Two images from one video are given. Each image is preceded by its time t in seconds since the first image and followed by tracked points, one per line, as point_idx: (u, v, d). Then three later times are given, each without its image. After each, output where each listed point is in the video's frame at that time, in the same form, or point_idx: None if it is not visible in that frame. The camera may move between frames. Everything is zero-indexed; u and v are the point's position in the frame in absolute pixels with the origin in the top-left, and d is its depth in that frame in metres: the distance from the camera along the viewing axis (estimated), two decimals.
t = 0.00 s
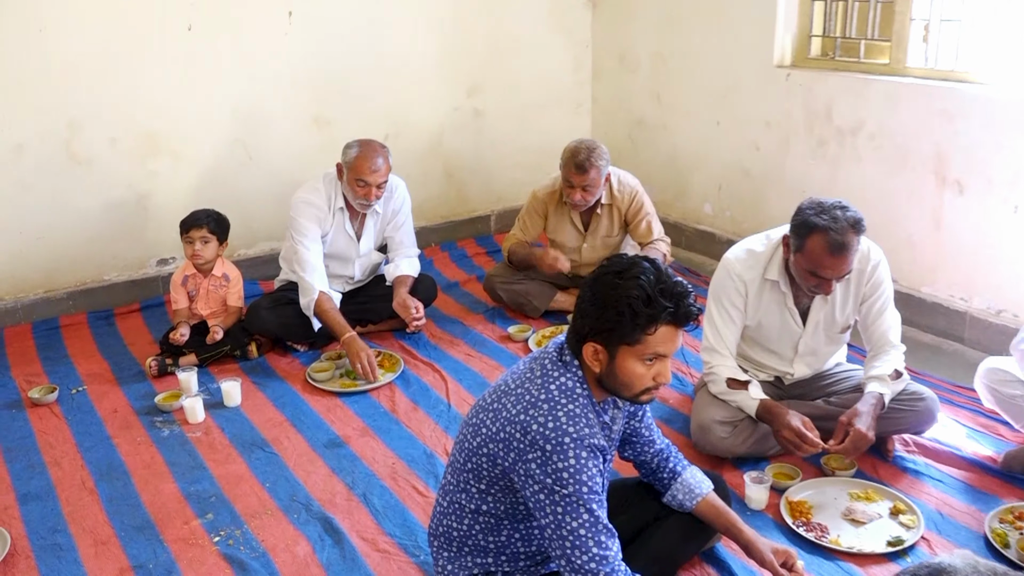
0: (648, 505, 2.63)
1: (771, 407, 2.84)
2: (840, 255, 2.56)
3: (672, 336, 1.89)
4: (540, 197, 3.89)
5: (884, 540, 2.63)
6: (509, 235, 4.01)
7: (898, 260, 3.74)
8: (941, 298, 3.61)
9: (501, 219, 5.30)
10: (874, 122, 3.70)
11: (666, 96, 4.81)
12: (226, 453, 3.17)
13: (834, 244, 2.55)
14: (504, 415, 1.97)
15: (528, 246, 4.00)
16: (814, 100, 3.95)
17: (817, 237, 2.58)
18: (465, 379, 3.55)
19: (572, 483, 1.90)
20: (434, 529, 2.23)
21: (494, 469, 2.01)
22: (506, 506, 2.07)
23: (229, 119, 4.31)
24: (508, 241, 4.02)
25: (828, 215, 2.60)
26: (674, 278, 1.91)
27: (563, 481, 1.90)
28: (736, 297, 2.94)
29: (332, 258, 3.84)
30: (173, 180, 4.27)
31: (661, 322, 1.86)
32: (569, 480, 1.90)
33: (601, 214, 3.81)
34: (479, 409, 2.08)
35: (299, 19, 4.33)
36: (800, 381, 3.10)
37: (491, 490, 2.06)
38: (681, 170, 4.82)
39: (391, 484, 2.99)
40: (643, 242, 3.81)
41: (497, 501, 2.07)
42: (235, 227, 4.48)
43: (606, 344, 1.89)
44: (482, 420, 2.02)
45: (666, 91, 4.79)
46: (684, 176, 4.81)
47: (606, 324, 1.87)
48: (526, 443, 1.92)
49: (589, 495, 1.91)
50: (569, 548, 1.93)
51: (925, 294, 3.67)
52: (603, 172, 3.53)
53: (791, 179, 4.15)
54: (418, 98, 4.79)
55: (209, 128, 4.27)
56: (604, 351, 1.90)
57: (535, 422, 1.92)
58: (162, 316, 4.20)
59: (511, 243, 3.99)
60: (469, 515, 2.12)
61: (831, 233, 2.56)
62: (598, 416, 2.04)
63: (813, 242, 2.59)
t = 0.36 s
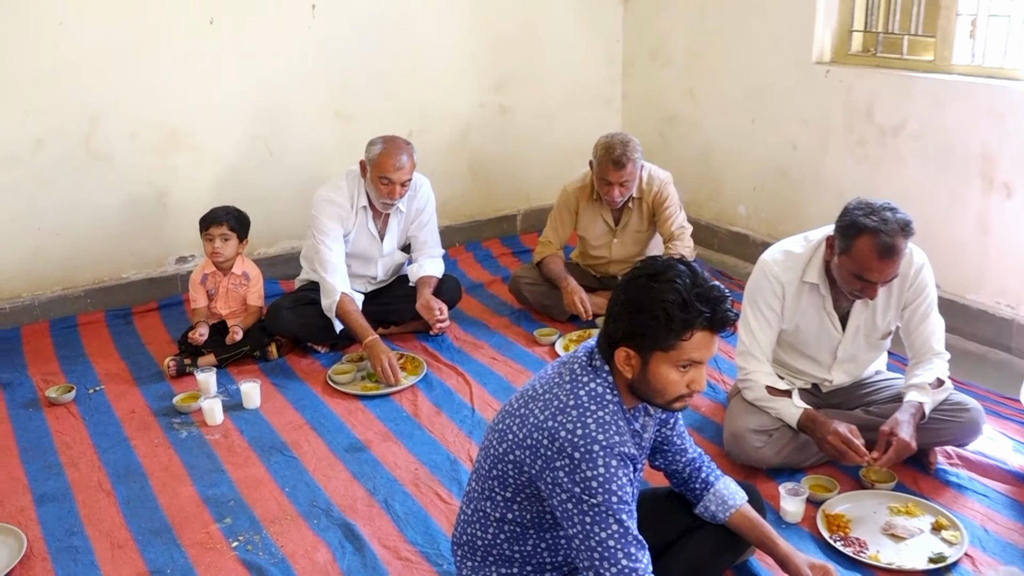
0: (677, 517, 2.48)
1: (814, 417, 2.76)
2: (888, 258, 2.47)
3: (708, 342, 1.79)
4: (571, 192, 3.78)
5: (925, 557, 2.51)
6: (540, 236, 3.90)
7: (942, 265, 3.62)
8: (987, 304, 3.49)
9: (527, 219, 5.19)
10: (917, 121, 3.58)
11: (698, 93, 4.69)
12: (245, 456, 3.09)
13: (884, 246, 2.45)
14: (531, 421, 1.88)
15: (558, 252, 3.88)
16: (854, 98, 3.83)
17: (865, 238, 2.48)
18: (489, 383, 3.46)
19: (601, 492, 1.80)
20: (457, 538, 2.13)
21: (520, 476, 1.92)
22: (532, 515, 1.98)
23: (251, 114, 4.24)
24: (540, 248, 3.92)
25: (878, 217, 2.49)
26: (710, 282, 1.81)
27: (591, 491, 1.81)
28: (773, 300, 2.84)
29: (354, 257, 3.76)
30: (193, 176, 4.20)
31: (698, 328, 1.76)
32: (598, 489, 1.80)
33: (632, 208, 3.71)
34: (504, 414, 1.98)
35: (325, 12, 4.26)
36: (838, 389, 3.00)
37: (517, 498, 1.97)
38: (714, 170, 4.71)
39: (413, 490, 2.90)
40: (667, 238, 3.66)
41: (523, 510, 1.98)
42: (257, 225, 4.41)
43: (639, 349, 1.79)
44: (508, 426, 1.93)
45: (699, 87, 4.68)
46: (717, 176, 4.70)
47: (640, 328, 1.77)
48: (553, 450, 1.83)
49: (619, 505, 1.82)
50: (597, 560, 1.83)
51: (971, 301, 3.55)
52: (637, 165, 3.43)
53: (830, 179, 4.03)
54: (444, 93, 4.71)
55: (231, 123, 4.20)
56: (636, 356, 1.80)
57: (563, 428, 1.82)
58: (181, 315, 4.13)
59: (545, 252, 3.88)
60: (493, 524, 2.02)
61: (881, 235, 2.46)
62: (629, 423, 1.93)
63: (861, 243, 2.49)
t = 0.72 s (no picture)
0: (711, 528, 2.27)
1: (854, 424, 2.65)
2: (940, 260, 2.35)
3: (753, 349, 1.68)
4: (604, 188, 3.71)
5: (973, 571, 2.40)
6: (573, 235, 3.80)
7: (991, 268, 3.49)
8: None
9: (556, 216, 5.09)
10: (966, 117, 3.45)
11: (736, 87, 4.58)
12: (267, 457, 3.02)
13: (936, 247, 2.34)
14: (563, 426, 1.78)
15: (589, 251, 3.78)
16: (899, 93, 3.71)
17: (916, 239, 2.37)
18: (516, 385, 3.37)
19: (635, 501, 1.69)
20: (485, 545, 2.03)
21: (551, 482, 1.81)
22: (564, 523, 1.87)
23: (278, 107, 4.17)
24: (571, 248, 3.82)
25: (930, 217, 2.38)
26: (755, 286, 1.70)
27: (625, 499, 1.70)
28: (814, 302, 2.73)
29: (380, 255, 3.68)
30: (218, 169, 4.13)
31: (743, 334, 1.65)
32: (632, 498, 1.69)
33: (665, 205, 3.60)
34: (536, 418, 1.88)
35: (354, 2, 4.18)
36: (881, 396, 2.89)
37: (547, 504, 1.87)
38: (750, 168, 4.59)
39: (438, 495, 2.82)
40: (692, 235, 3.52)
41: (553, 517, 1.88)
42: (280, 220, 4.34)
43: (681, 355, 1.68)
44: (539, 430, 1.83)
45: (736, 82, 4.56)
46: (753, 174, 4.58)
47: (682, 332, 1.66)
48: (586, 456, 1.72)
49: (654, 515, 1.70)
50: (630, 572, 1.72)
51: (1020, 306, 3.42)
52: (674, 159, 3.32)
53: (872, 177, 3.90)
54: (473, 86, 4.61)
55: (256, 115, 4.13)
56: (677, 362, 1.69)
57: (597, 434, 1.72)
58: (202, 312, 4.07)
59: (576, 252, 3.78)
60: (523, 531, 1.92)
61: (934, 236, 2.34)
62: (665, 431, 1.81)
63: (911, 245, 2.38)
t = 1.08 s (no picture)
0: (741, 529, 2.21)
1: (884, 429, 2.59)
2: (975, 231, 2.31)
3: (784, 348, 1.65)
4: (637, 184, 3.66)
5: None
6: (605, 232, 3.76)
7: None
8: None
9: (585, 212, 5.05)
10: (1006, 115, 3.39)
11: (769, 84, 4.52)
12: (293, 452, 3.02)
13: (966, 218, 2.30)
14: (592, 425, 1.74)
15: (621, 249, 3.75)
16: (937, 90, 3.66)
17: (944, 218, 2.34)
18: (544, 383, 3.35)
19: (665, 502, 1.65)
20: (512, 543, 2.00)
21: (580, 482, 1.78)
22: (593, 523, 1.84)
23: (308, 101, 4.17)
24: (602, 245, 3.79)
25: (951, 194, 2.37)
26: (787, 285, 1.66)
27: (655, 500, 1.66)
28: (848, 303, 2.69)
29: (409, 250, 3.68)
30: (247, 163, 4.14)
31: (774, 333, 1.61)
32: (662, 499, 1.65)
33: (700, 202, 3.56)
34: (564, 416, 1.85)
35: None
36: (915, 399, 2.84)
37: (576, 504, 1.84)
38: (784, 165, 4.54)
39: (465, 492, 2.80)
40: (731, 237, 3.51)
41: (582, 517, 1.85)
42: (308, 215, 4.33)
43: (711, 354, 1.64)
44: (568, 429, 1.79)
45: (770, 78, 4.51)
46: (786, 171, 4.53)
47: (711, 331, 1.63)
48: (615, 456, 1.69)
49: (684, 516, 1.66)
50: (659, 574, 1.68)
51: None
52: (712, 155, 3.28)
53: (908, 176, 3.84)
54: (503, 81, 4.58)
55: (287, 109, 4.13)
56: (707, 362, 1.66)
57: (627, 434, 1.68)
58: (230, 306, 4.08)
59: (606, 250, 3.74)
60: (550, 530, 1.89)
61: (960, 208, 2.32)
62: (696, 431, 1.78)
63: (941, 224, 2.34)
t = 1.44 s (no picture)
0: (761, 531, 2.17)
1: (906, 430, 2.56)
2: (992, 206, 2.31)
3: (808, 349, 1.63)
4: (664, 184, 3.61)
5: None
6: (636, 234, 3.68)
7: None
8: None
9: (605, 210, 5.03)
10: None
11: (792, 82, 4.49)
12: (313, 449, 3.03)
13: (982, 193, 2.31)
14: (613, 425, 1.73)
15: (654, 251, 3.66)
16: (963, 89, 3.62)
17: (960, 197, 2.34)
18: (564, 382, 3.34)
19: (686, 503, 1.64)
20: (532, 543, 2.00)
21: (601, 481, 1.77)
22: (614, 522, 1.83)
23: (329, 97, 4.17)
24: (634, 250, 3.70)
25: (964, 175, 2.39)
26: (811, 285, 1.65)
27: (677, 501, 1.65)
28: (871, 301, 2.66)
29: (430, 247, 3.69)
30: (268, 160, 4.15)
31: (797, 333, 1.60)
32: (683, 500, 1.64)
33: (726, 203, 3.54)
34: (585, 416, 1.84)
35: None
36: (939, 400, 2.81)
37: (596, 504, 1.83)
38: (807, 164, 4.50)
39: (484, 490, 2.80)
40: (754, 237, 3.49)
41: (602, 517, 1.84)
42: (328, 211, 4.34)
43: (733, 354, 1.63)
44: (589, 429, 1.78)
45: (793, 76, 4.47)
46: (809, 171, 4.50)
47: (733, 331, 1.61)
48: (637, 456, 1.68)
49: (706, 517, 1.65)
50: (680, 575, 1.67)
51: None
52: (745, 159, 3.26)
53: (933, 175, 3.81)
54: (524, 78, 4.57)
55: (308, 106, 4.14)
56: (729, 362, 1.64)
57: (648, 434, 1.66)
58: (250, 302, 4.09)
59: (641, 253, 3.65)
60: (570, 530, 1.88)
61: (975, 185, 2.33)
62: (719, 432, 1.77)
63: (958, 203, 2.34)
